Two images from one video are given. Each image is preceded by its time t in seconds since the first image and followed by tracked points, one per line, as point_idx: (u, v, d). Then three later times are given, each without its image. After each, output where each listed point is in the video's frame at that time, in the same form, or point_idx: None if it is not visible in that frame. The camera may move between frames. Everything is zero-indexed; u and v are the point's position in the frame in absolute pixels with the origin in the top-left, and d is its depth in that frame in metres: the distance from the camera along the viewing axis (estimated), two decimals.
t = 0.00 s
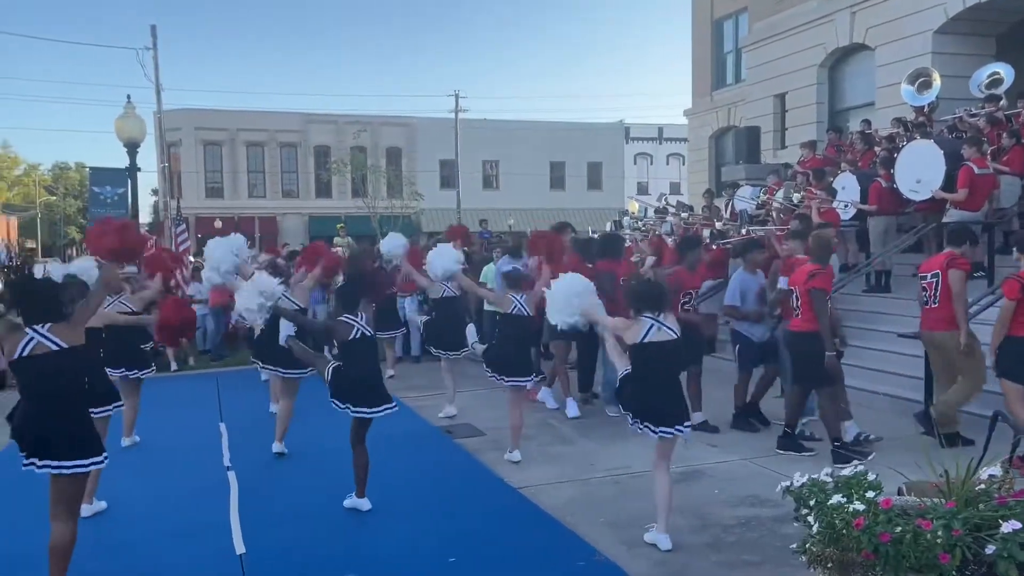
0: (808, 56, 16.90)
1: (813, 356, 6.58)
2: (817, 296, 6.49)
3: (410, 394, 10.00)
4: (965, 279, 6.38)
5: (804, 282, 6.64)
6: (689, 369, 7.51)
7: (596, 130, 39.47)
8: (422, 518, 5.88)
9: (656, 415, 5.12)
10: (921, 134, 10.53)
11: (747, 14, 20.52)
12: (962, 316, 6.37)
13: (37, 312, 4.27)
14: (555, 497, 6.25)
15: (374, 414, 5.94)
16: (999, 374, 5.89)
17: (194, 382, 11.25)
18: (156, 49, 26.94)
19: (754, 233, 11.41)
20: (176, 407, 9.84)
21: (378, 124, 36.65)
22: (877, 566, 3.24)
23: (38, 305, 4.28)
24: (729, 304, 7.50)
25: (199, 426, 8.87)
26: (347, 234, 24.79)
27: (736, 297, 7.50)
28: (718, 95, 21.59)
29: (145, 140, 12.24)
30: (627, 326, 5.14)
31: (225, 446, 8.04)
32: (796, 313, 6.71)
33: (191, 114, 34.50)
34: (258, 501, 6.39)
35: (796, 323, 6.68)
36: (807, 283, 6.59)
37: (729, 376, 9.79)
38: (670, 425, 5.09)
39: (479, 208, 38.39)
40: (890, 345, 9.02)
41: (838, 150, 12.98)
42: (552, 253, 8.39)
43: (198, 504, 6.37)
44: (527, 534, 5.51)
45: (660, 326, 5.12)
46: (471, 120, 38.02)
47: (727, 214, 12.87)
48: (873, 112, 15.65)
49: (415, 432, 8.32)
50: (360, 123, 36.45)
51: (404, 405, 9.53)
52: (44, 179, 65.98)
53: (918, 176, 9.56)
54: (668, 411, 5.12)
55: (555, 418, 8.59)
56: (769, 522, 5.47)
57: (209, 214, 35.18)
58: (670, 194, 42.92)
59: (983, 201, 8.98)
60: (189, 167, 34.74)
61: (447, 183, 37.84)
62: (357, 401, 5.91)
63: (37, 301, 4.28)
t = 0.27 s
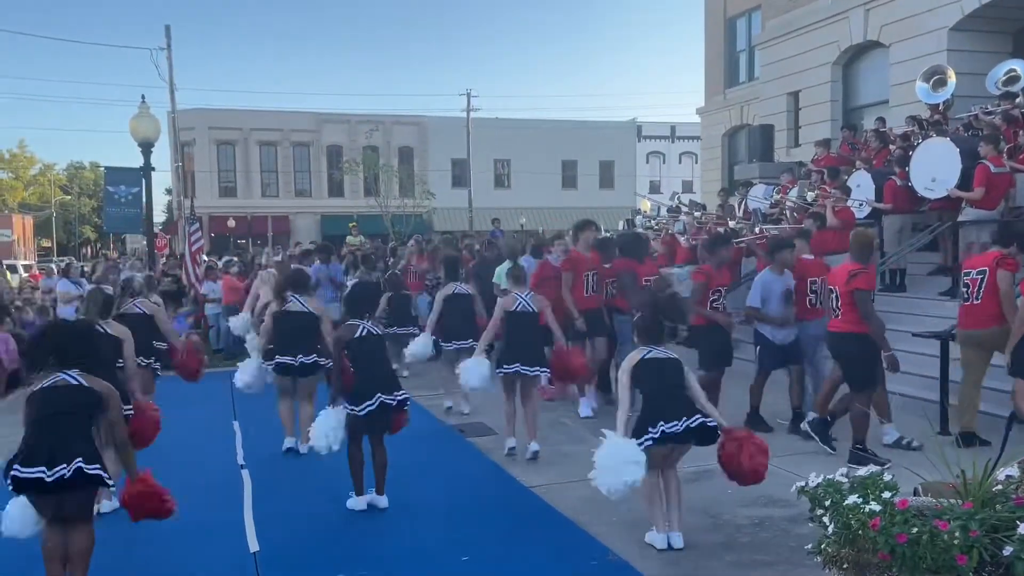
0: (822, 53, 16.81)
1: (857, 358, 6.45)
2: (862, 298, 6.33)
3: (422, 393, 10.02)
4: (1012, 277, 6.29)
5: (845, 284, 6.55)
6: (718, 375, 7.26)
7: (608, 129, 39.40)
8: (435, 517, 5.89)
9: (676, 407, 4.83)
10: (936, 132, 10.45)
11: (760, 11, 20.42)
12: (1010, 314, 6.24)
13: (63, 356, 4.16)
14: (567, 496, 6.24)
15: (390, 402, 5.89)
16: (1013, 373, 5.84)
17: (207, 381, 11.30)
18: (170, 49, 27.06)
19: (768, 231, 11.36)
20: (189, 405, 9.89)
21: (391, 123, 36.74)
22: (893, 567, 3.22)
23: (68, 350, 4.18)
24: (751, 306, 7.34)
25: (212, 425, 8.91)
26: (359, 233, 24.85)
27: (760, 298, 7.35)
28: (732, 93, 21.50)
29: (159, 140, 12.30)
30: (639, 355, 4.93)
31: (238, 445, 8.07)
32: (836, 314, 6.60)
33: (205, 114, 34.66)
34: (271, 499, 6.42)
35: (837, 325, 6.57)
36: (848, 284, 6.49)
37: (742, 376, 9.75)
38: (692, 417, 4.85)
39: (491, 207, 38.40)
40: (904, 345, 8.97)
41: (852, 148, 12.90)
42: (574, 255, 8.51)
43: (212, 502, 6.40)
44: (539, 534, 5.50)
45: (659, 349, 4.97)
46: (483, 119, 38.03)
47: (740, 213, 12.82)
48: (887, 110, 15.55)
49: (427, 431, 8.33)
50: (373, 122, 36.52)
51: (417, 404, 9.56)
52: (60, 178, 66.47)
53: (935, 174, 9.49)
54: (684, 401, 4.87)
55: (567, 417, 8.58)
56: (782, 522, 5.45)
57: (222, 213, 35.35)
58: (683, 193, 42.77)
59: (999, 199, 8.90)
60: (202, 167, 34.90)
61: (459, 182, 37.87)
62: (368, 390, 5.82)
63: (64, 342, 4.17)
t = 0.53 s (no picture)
0: (835, 51, 16.72)
1: (896, 356, 6.16)
2: (901, 296, 6.05)
3: (434, 392, 10.03)
4: None
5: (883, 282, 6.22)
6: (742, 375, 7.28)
7: (620, 128, 39.34)
8: (446, 516, 5.90)
9: (689, 409, 4.83)
10: (950, 130, 10.38)
11: (772, 9, 20.34)
12: None
13: (85, 406, 4.16)
14: (578, 495, 6.24)
15: (398, 401, 5.77)
16: None
17: (220, 379, 11.35)
18: (183, 49, 27.17)
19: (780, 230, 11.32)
20: (201, 404, 9.93)
21: (402, 123, 36.82)
22: (907, 568, 3.20)
23: (90, 401, 4.18)
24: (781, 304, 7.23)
25: (225, 423, 8.94)
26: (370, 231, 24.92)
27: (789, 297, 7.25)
28: (744, 91, 21.42)
29: (173, 140, 12.36)
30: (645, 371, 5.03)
31: (251, 443, 8.10)
32: (872, 313, 6.32)
33: (217, 113, 34.80)
34: (283, 497, 6.44)
35: (871, 323, 6.29)
36: (887, 281, 6.16)
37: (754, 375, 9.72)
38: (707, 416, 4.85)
39: (503, 206, 38.41)
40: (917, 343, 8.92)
41: (866, 146, 12.82)
42: (603, 255, 8.23)
43: (224, 500, 6.42)
44: (551, 533, 5.50)
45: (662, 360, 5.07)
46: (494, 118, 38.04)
47: (753, 212, 12.77)
48: (901, 108, 15.46)
49: (438, 429, 8.34)
50: (384, 122, 36.59)
51: (428, 403, 9.58)
52: (74, 178, 66.90)
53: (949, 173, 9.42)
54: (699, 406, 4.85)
55: (579, 416, 8.57)
56: (794, 522, 5.43)
57: (235, 213, 35.49)
58: (695, 192, 42.63)
59: (1015, 198, 8.82)
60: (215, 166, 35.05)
61: (470, 181, 37.89)
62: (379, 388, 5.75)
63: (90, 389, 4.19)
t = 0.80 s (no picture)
0: (848, 50, 16.65)
1: (931, 357, 6.18)
2: (944, 298, 6.07)
3: (445, 391, 10.04)
4: None
5: (928, 283, 6.21)
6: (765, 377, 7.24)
7: (630, 127, 39.28)
8: (459, 515, 5.91)
9: (700, 410, 4.81)
10: (963, 129, 10.31)
11: (784, 8, 20.25)
12: None
13: (90, 403, 4.12)
14: (590, 495, 6.24)
15: (406, 396, 5.79)
16: None
17: (232, 378, 11.41)
18: (195, 50, 27.30)
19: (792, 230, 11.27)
20: (214, 402, 9.99)
21: (413, 123, 36.88)
22: (920, 569, 3.19)
23: (96, 397, 4.15)
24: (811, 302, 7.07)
25: (237, 422, 8.99)
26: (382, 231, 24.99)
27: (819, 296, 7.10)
28: (755, 91, 21.35)
29: (185, 139, 12.42)
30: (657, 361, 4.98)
31: (263, 441, 8.13)
32: (913, 314, 6.33)
33: (228, 113, 34.94)
34: (295, 495, 6.48)
35: (911, 323, 6.32)
36: (932, 283, 6.16)
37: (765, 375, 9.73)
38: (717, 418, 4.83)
39: (513, 206, 38.42)
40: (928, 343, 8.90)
41: (878, 145, 12.76)
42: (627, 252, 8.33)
43: (237, 498, 6.45)
44: (563, 532, 5.51)
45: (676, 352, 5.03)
46: (504, 118, 38.05)
47: (764, 211, 12.73)
48: (914, 107, 15.37)
49: (450, 428, 8.36)
50: (394, 121, 36.65)
51: (439, 402, 9.60)
52: (87, 177, 67.28)
53: (962, 173, 9.38)
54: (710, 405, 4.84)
55: (589, 416, 8.56)
56: (806, 523, 5.41)
57: (246, 212, 35.63)
58: (706, 191, 42.50)
59: None
60: (227, 166, 35.21)
61: (481, 181, 37.90)
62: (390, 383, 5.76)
63: (96, 386, 4.17)
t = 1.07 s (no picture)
0: (858, 49, 16.58)
1: (974, 357, 6.10)
2: (987, 295, 5.98)
3: (453, 391, 10.05)
4: None
5: (971, 279, 6.12)
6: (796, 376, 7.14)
7: (639, 127, 39.22)
8: (468, 514, 5.91)
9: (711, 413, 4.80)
10: (975, 128, 10.26)
11: (794, 7, 20.18)
12: None
13: (98, 401, 4.12)
14: (599, 495, 6.23)
15: (415, 397, 5.81)
16: None
17: (242, 377, 11.47)
18: (205, 51, 27.41)
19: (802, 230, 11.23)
20: (224, 401, 10.04)
21: (422, 123, 36.94)
22: (931, 570, 3.18)
23: (104, 394, 4.14)
24: (846, 311, 6.88)
25: (247, 421, 9.02)
26: (391, 231, 25.03)
27: (853, 304, 6.92)
28: (765, 90, 21.28)
29: (195, 140, 12.47)
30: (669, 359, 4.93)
31: (273, 441, 8.17)
32: (956, 311, 6.26)
33: (238, 113, 35.07)
34: (305, 494, 6.50)
35: (955, 321, 6.25)
36: (973, 279, 6.08)
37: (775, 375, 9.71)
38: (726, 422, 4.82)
39: (522, 206, 38.42)
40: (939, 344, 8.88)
41: (889, 145, 12.70)
42: (650, 251, 8.19)
43: (247, 497, 6.48)
44: (572, 532, 5.50)
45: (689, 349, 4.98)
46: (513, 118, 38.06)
47: (774, 211, 12.69)
48: (925, 106, 15.29)
49: (459, 428, 8.37)
50: (404, 121, 36.71)
51: (448, 401, 9.61)
52: (98, 178, 67.62)
53: (973, 173, 9.33)
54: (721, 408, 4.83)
55: (598, 416, 8.55)
56: (816, 524, 5.39)
57: (256, 212, 35.76)
58: (715, 191, 42.39)
59: None
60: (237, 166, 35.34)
61: (490, 181, 37.92)
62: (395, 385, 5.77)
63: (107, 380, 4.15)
